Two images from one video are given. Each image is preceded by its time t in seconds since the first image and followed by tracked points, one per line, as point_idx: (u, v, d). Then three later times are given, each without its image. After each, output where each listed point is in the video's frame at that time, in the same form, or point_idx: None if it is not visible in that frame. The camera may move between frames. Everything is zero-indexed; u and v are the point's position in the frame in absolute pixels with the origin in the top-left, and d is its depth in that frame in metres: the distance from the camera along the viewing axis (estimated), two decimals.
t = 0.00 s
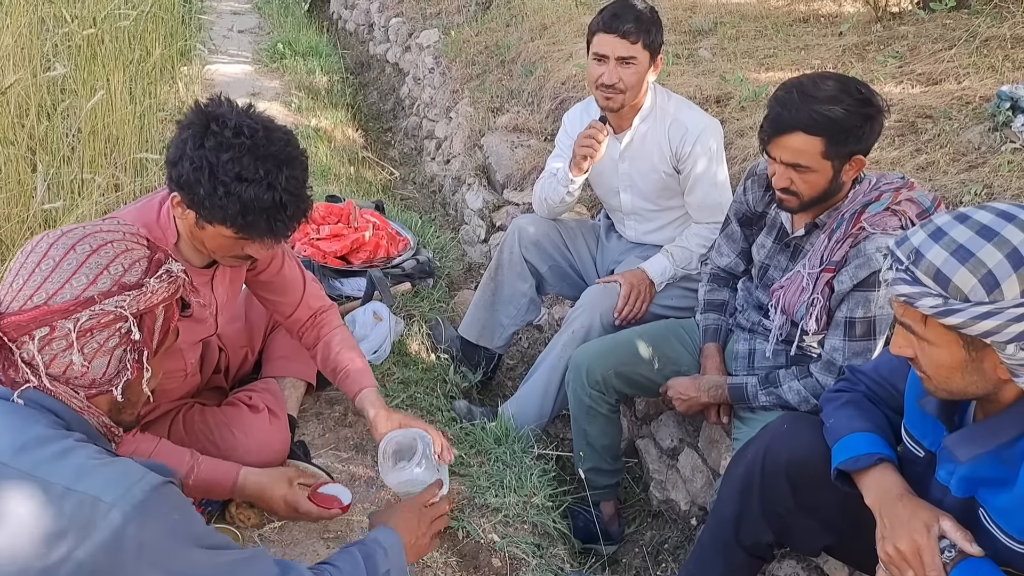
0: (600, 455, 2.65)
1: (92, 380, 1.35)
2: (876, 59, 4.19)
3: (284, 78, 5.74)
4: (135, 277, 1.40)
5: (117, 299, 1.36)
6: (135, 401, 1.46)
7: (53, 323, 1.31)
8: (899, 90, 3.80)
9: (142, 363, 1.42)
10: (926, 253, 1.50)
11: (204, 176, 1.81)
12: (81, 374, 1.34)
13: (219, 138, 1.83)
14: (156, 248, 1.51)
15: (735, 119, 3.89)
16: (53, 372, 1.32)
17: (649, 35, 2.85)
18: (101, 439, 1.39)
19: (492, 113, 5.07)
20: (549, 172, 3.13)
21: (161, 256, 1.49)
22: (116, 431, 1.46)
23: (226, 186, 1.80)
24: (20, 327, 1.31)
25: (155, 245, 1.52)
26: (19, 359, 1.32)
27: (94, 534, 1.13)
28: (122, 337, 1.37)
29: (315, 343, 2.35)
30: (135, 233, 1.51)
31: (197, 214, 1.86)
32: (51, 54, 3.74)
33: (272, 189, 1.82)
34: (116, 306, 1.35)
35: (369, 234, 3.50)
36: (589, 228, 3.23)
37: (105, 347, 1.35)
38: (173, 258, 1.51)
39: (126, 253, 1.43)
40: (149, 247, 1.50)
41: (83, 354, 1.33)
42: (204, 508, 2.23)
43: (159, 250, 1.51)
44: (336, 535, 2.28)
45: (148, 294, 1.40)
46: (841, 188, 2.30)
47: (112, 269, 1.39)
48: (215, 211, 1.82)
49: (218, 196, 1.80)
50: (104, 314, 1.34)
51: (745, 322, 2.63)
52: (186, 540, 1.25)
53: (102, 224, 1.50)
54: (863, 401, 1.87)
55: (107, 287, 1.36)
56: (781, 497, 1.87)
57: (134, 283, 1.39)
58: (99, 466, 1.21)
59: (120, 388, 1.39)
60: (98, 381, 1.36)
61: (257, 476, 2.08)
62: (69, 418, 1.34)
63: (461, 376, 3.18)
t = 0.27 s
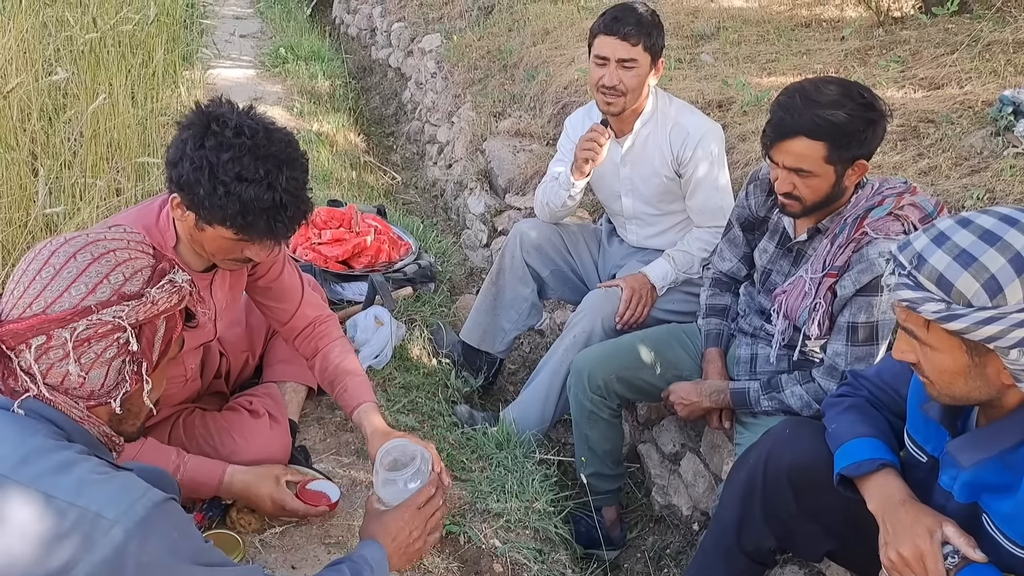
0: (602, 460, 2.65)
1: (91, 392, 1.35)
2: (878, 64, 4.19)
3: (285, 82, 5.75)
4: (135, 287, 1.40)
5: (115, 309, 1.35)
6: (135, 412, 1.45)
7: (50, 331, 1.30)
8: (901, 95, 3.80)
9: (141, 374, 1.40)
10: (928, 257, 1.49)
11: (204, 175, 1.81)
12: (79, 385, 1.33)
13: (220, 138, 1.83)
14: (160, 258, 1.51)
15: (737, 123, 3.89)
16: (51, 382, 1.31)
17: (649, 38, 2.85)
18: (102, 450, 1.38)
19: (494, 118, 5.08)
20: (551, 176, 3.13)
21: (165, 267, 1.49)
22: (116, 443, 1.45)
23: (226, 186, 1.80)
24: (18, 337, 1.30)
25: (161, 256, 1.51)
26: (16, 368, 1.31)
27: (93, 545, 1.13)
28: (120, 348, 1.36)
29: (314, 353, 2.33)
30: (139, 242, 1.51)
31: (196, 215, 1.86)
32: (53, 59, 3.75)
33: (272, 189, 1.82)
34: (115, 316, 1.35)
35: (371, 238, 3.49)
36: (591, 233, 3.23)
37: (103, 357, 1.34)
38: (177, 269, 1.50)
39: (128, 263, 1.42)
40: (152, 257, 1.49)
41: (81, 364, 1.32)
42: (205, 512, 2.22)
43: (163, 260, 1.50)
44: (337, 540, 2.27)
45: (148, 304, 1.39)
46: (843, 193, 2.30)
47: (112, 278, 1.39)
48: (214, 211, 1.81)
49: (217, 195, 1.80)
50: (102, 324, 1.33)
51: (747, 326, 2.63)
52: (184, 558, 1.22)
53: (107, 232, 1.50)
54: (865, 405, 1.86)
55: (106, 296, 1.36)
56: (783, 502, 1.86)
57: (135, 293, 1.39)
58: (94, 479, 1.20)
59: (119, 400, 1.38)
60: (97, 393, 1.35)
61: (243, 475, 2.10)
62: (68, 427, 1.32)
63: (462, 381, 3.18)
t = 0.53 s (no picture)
0: (604, 466, 2.65)
1: (67, 391, 1.31)
2: (880, 70, 4.20)
3: (288, 88, 5.76)
4: (120, 288, 1.38)
5: (93, 307, 1.34)
6: (124, 419, 1.41)
7: (29, 327, 1.30)
8: (904, 101, 3.80)
9: (121, 377, 1.35)
10: (932, 264, 1.49)
11: (207, 173, 1.81)
12: (55, 383, 1.30)
13: (222, 136, 1.84)
14: (160, 265, 1.49)
15: (739, 129, 3.89)
16: (29, 379, 1.30)
17: (653, 43, 2.85)
18: (87, 451, 1.36)
19: (497, 124, 5.08)
20: (554, 182, 3.13)
21: (162, 273, 1.47)
22: (104, 449, 1.41)
23: (229, 182, 1.80)
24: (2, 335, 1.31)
25: (162, 262, 1.50)
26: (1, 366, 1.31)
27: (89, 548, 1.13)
28: (98, 347, 1.32)
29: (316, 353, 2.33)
30: (140, 249, 1.50)
31: (198, 215, 1.86)
32: (56, 64, 3.76)
33: (275, 185, 1.83)
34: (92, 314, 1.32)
35: (373, 244, 3.49)
36: (593, 238, 3.22)
37: (79, 355, 1.31)
38: (175, 276, 1.48)
39: (118, 266, 1.42)
40: (150, 263, 1.48)
41: (57, 361, 1.30)
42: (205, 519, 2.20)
43: (162, 267, 1.49)
44: (338, 547, 2.27)
45: (129, 304, 1.36)
46: (846, 199, 2.30)
47: (97, 279, 1.39)
48: (217, 208, 1.82)
49: (220, 192, 1.80)
50: (79, 321, 1.31)
51: (750, 332, 2.62)
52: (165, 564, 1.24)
53: (110, 238, 1.52)
54: (868, 412, 1.85)
55: (87, 294, 1.36)
56: (785, 508, 1.86)
57: (117, 293, 1.37)
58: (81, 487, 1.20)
59: (97, 402, 1.34)
60: (74, 392, 1.31)
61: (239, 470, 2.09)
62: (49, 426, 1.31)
63: (464, 386, 3.17)
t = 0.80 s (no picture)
0: (606, 471, 2.65)
1: (39, 383, 1.29)
2: (883, 75, 4.20)
3: (290, 93, 5.77)
4: (96, 280, 1.34)
5: (65, 298, 1.30)
6: (102, 417, 1.40)
7: (1, 318, 1.26)
8: (907, 105, 3.80)
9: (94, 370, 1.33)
10: (939, 270, 1.48)
11: (219, 174, 1.81)
12: (26, 374, 1.28)
13: (232, 137, 1.85)
14: (145, 260, 1.46)
15: (742, 134, 3.89)
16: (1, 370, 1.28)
17: (658, 49, 2.86)
18: (64, 450, 1.36)
19: (500, 129, 5.09)
20: (556, 187, 3.11)
21: (144, 267, 1.43)
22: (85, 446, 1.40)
23: (241, 183, 1.81)
24: None
25: (146, 257, 1.47)
26: None
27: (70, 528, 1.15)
28: (69, 340, 1.29)
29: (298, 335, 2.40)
30: (126, 245, 1.47)
31: (211, 217, 1.85)
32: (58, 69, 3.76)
33: (286, 184, 1.84)
34: (63, 305, 1.29)
35: (375, 248, 3.49)
36: (596, 243, 3.22)
37: (50, 347, 1.28)
38: (158, 272, 1.44)
39: (97, 258, 1.38)
40: (134, 259, 1.44)
41: (27, 352, 1.27)
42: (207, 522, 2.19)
43: (146, 263, 1.45)
44: (340, 550, 2.26)
45: (102, 297, 1.33)
46: (850, 204, 2.30)
47: (73, 270, 1.34)
48: (231, 208, 1.81)
49: (234, 192, 1.80)
50: (50, 312, 1.28)
51: (753, 337, 2.62)
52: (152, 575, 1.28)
53: (98, 236, 1.48)
54: (873, 416, 1.85)
55: (60, 286, 1.31)
56: (789, 512, 1.86)
57: (91, 285, 1.33)
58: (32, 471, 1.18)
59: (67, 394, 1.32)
60: (44, 383, 1.29)
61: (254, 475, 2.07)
62: (23, 422, 1.31)
63: (467, 391, 3.17)
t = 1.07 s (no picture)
0: (608, 469, 2.64)
1: (12, 366, 1.30)
2: (885, 75, 4.19)
3: (291, 94, 5.76)
4: (71, 262, 1.34)
5: (39, 280, 1.30)
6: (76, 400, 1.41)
7: None
8: (910, 105, 3.79)
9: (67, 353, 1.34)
10: (946, 265, 1.44)
11: (252, 177, 1.86)
12: None
13: (265, 141, 1.91)
14: (125, 245, 1.45)
15: (744, 134, 3.88)
16: None
17: (660, 47, 2.84)
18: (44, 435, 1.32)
19: (501, 130, 5.08)
20: (558, 186, 3.11)
21: (122, 252, 1.43)
22: (64, 432, 1.40)
23: (274, 186, 1.86)
24: None
25: (127, 242, 1.46)
26: None
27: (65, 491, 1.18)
28: (43, 322, 1.30)
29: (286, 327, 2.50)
30: (105, 229, 1.46)
31: (239, 219, 1.90)
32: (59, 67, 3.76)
33: (316, 189, 1.90)
34: (37, 287, 1.29)
35: (376, 247, 3.49)
36: (597, 242, 3.21)
37: (24, 330, 1.29)
38: (137, 257, 1.44)
39: (73, 241, 1.38)
40: (112, 243, 1.44)
41: None
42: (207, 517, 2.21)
43: (125, 247, 1.45)
44: (340, 547, 2.26)
45: (77, 279, 1.33)
46: (855, 200, 2.29)
47: (48, 252, 1.34)
48: (263, 210, 1.86)
49: (267, 195, 1.85)
50: (24, 294, 1.28)
51: (755, 334, 2.61)
52: None
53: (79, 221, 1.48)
54: (875, 410, 1.83)
55: (34, 268, 1.31)
56: (791, 508, 1.85)
57: (66, 267, 1.34)
58: None
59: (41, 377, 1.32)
60: (18, 366, 1.30)
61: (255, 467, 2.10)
62: None
63: (467, 390, 3.16)
